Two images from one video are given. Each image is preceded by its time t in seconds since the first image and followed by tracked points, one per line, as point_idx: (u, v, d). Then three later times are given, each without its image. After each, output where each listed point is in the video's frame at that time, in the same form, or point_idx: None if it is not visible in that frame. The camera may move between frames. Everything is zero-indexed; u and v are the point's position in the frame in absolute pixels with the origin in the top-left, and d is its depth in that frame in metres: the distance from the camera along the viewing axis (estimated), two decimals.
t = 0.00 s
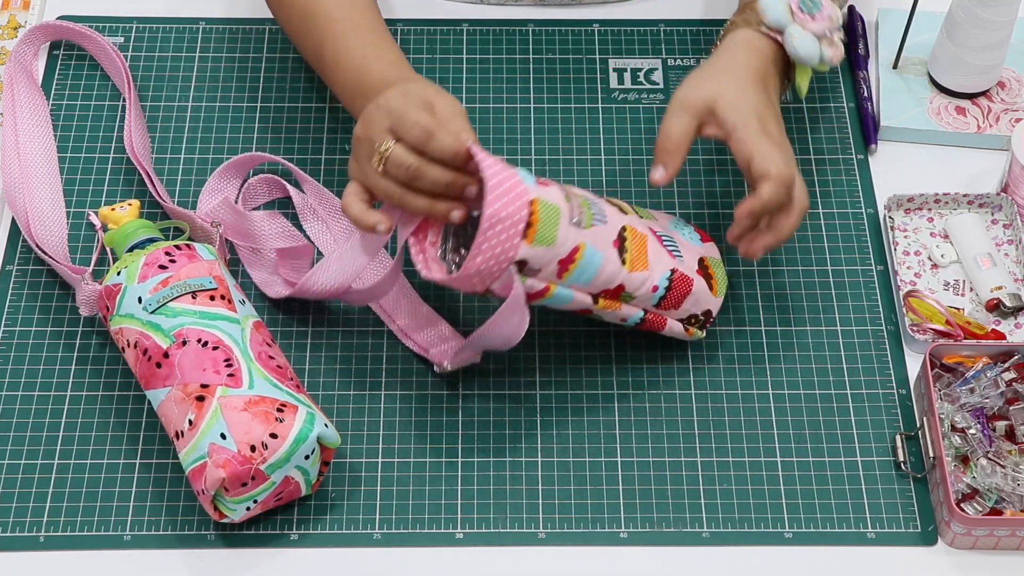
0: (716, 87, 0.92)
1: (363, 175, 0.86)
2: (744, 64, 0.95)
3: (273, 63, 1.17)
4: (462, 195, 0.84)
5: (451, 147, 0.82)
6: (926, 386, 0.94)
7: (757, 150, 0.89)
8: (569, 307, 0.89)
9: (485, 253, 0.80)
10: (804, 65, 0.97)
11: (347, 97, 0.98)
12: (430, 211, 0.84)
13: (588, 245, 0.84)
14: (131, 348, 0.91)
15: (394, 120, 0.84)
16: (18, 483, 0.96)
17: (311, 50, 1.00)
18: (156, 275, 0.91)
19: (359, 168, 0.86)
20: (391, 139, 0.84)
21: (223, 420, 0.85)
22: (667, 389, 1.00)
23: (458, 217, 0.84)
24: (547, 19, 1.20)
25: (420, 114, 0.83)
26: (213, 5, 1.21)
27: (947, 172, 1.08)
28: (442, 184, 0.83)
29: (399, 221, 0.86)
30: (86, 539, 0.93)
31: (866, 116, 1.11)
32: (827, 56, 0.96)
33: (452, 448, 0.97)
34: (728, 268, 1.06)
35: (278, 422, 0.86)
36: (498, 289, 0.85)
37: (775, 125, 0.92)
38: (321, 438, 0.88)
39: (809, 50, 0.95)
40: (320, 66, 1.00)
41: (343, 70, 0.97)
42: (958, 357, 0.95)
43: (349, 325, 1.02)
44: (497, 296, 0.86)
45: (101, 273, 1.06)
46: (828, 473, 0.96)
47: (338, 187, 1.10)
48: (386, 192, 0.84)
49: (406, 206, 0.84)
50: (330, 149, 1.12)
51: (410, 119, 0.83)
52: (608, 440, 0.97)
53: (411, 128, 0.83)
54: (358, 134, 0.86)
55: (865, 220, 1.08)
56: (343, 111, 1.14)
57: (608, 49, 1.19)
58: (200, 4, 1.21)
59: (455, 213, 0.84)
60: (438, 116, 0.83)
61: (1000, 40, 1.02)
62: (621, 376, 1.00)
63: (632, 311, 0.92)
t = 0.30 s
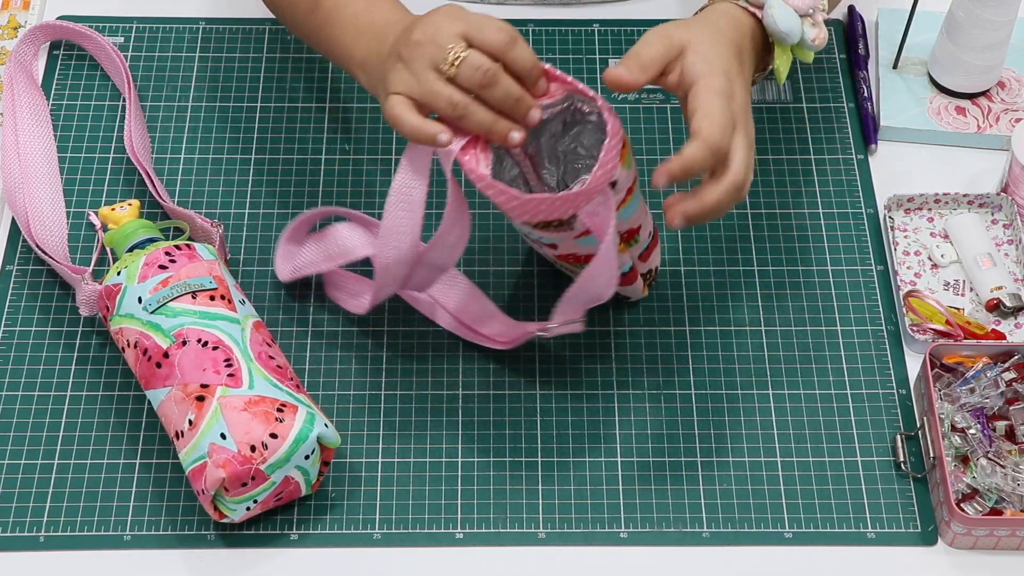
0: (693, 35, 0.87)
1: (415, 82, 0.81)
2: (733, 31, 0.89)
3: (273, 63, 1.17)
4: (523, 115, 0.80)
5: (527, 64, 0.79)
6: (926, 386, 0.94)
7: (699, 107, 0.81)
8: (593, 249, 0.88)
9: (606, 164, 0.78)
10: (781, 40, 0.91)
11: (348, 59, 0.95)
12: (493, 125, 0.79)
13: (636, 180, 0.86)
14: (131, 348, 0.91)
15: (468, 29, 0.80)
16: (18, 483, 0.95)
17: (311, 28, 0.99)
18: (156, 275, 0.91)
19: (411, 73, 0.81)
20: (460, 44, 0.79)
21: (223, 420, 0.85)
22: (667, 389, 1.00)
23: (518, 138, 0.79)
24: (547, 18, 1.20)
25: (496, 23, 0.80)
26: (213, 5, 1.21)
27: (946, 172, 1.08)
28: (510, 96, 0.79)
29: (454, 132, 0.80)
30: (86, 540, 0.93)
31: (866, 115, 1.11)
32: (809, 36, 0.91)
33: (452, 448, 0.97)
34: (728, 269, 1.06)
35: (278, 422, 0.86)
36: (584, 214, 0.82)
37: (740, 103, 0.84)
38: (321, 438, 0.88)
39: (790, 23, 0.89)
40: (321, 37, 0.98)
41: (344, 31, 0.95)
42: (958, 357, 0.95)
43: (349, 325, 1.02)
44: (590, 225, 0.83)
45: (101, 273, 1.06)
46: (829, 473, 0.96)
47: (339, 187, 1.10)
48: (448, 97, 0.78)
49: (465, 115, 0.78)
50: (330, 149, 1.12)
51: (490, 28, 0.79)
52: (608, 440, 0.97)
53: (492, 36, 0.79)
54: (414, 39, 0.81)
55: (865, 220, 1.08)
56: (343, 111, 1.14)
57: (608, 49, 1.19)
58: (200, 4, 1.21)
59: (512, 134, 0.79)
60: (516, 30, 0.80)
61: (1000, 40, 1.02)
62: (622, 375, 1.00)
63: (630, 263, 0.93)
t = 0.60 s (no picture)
0: (710, 58, 0.83)
1: (440, 30, 0.83)
2: (746, 48, 0.84)
3: (273, 63, 1.17)
4: (543, 71, 0.82)
5: (548, 26, 0.83)
6: (927, 386, 0.94)
7: (695, 150, 0.80)
8: (605, 219, 0.91)
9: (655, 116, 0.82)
10: (813, 59, 0.89)
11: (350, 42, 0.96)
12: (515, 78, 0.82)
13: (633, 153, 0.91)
14: (131, 348, 0.91)
15: None
16: (18, 483, 0.95)
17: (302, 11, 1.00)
18: (156, 275, 0.90)
19: (437, 21, 0.83)
20: None
21: (223, 420, 0.85)
22: (667, 389, 1.00)
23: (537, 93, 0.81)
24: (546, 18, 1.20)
25: None
26: (213, 5, 1.21)
27: (946, 172, 1.08)
28: (534, 49, 0.81)
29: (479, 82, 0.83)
30: (86, 540, 0.93)
31: (866, 116, 1.11)
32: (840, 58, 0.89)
33: (452, 448, 0.97)
34: (728, 269, 1.06)
35: (278, 422, 0.86)
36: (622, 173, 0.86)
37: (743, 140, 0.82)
38: (321, 438, 0.88)
39: (825, 44, 0.87)
40: (317, 20, 0.99)
41: (347, 20, 0.96)
42: (958, 357, 0.95)
43: (348, 325, 1.02)
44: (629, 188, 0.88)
45: (101, 273, 1.06)
46: (829, 473, 0.96)
47: (339, 187, 1.10)
48: (475, 42, 0.81)
49: (490, 62, 0.81)
50: (330, 149, 1.12)
51: None
52: (608, 440, 0.97)
53: None
54: None
55: (865, 220, 1.08)
56: (343, 111, 1.14)
57: (608, 49, 1.19)
58: (200, 5, 1.21)
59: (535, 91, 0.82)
60: None
61: (1000, 40, 1.02)
62: (622, 375, 1.00)
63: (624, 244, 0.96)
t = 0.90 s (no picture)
0: (722, 61, 0.84)
1: (398, 55, 0.84)
2: (753, 50, 0.86)
3: (273, 63, 1.17)
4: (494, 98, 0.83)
5: (507, 55, 0.83)
6: (926, 386, 0.94)
7: (717, 147, 0.81)
8: (611, 227, 0.91)
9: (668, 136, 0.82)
10: (811, 60, 0.89)
11: (338, 63, 0.96)
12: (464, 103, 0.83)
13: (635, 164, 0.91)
14: (131, 348, 0.91)
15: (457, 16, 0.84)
16: (19, 483, 0.96)
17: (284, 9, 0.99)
18: (156, 275, 0.90)
19: (398, 45, 0.84)
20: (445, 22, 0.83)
21: (223, 420, 0.85)
22: (667, 389, 1.00)
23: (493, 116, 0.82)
24: (547, 18, 1.20)
25: (485, 14, 0.83)
26: (213, 5, 1.21)
27: (946, 173, 1.08)
28: (484, 73, 0.81)
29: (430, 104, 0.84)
30: (86, 540, 0.93)
31: (866, 116, 1.11)
32: (838, 59, 0.89)
33: (452, 448, 0.97)
34: (728, 269, 1.06)
35: (278, 422, 0.86)
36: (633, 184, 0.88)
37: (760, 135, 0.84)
38: (321, 438, 0.88)
39: (825, 45, 0.86)
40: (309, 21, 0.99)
41: (332, 40, 0.96)
42: (958, 357, 0.95)
43: (348, 325, 1.02)
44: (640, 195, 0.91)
45: (101, 273, 1.06)
46: (829, 472, 0.96)
47: (338, 187, 1.10)
48: (426, 65, 0.82)
49: (442, 86, 0.82)
50: (330, 149, 1.12)
51: (477, 17, 0.83)
52: (608, 440, 0.97)
53: (477, 23, 0.83)
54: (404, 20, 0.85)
55: (865, 220, 1.08)
56: (343, 111, 1.14)
57: (608, 49, 1.19)
58: (200, 4, 1.21)
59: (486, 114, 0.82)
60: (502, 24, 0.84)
61: (1000, 40, 1.02)
62: (621, 375, 1.00)
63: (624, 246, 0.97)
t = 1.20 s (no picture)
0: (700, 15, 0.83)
1: (398, 74, 0.84)
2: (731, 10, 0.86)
3: (273, 63, 1.17)
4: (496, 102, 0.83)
5: (495, 37, 0.80)
6: (927, 386, 0.94)
7: (699, 86, 0.79)
8: (602, 227, 0.91)
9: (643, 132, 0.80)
10: (789, 18, 0.91)
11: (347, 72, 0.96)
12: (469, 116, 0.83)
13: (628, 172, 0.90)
14: (131, 348, 0.91)
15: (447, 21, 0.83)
16: (18, 483, 0.96)
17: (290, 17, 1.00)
18: (156, 276, 0.90)
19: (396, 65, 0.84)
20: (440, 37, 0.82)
21: (223, 420, 0.85)
22: (667, 389, 1.00)
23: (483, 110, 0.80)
24: (546, 18, 1.20)
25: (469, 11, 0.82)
26: (213, 5, 1.21)
27: (946, 173, 1.08)
28: (484, 82, 0.82)
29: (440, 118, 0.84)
30: (86, 539, 0.93)
31: (866, 116, 1.11)
32: (818, 17, 0.90)
33: (452, 448, 0.97)
34: (728, 269, 1.06)
35: (278, 422, 0.86)
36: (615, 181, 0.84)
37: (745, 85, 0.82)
38: (321, 438, 0.88)
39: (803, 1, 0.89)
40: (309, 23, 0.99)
41: (331, 41, 0.97)
42: (958, 357, 0.95)
43: (348, 325, 1.02)
44: (622, 198, 0.86)
45: (101, 273, 1.06)
46: (829, 472, 0.96)
47: (338, 187, 1.10)
48: (426, 85, 0.82)
49: (443, 102, 0.82)
50: (329, 149, 1.12)
51: (462, 14, 0.82)
52: (608, 440, 0.97)
53: (461, 19, 0.82)
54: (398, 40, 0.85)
55: (865, 220, 1.08)
56: (343, 111, 1.14)
57: (608, 49, 1.19)
58: (200, 4, 1.21)
59: (478, 108, 0.81)
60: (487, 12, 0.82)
61: (1000, 40, 1.02)
62: (621, 375, 1.00)
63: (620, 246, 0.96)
